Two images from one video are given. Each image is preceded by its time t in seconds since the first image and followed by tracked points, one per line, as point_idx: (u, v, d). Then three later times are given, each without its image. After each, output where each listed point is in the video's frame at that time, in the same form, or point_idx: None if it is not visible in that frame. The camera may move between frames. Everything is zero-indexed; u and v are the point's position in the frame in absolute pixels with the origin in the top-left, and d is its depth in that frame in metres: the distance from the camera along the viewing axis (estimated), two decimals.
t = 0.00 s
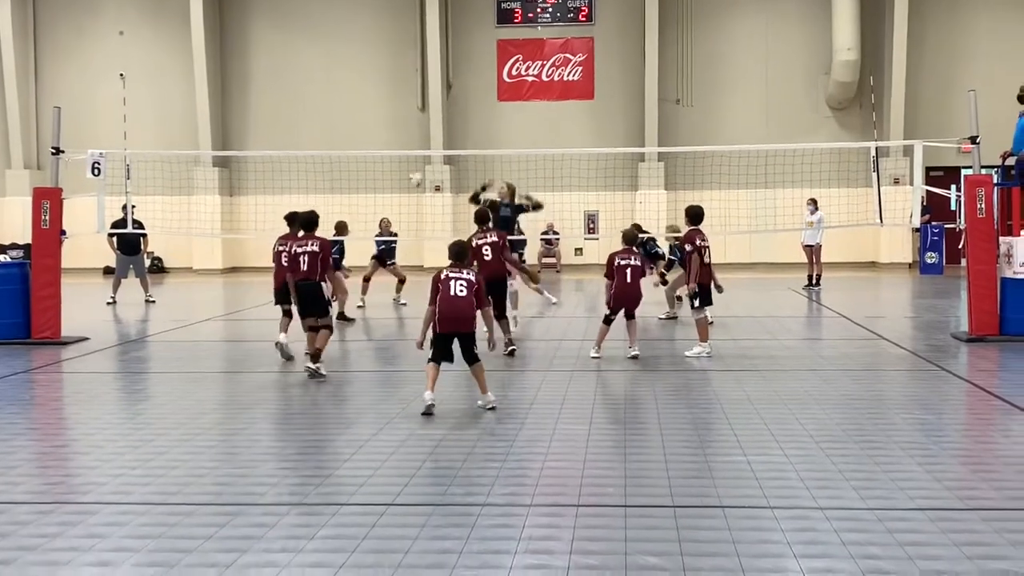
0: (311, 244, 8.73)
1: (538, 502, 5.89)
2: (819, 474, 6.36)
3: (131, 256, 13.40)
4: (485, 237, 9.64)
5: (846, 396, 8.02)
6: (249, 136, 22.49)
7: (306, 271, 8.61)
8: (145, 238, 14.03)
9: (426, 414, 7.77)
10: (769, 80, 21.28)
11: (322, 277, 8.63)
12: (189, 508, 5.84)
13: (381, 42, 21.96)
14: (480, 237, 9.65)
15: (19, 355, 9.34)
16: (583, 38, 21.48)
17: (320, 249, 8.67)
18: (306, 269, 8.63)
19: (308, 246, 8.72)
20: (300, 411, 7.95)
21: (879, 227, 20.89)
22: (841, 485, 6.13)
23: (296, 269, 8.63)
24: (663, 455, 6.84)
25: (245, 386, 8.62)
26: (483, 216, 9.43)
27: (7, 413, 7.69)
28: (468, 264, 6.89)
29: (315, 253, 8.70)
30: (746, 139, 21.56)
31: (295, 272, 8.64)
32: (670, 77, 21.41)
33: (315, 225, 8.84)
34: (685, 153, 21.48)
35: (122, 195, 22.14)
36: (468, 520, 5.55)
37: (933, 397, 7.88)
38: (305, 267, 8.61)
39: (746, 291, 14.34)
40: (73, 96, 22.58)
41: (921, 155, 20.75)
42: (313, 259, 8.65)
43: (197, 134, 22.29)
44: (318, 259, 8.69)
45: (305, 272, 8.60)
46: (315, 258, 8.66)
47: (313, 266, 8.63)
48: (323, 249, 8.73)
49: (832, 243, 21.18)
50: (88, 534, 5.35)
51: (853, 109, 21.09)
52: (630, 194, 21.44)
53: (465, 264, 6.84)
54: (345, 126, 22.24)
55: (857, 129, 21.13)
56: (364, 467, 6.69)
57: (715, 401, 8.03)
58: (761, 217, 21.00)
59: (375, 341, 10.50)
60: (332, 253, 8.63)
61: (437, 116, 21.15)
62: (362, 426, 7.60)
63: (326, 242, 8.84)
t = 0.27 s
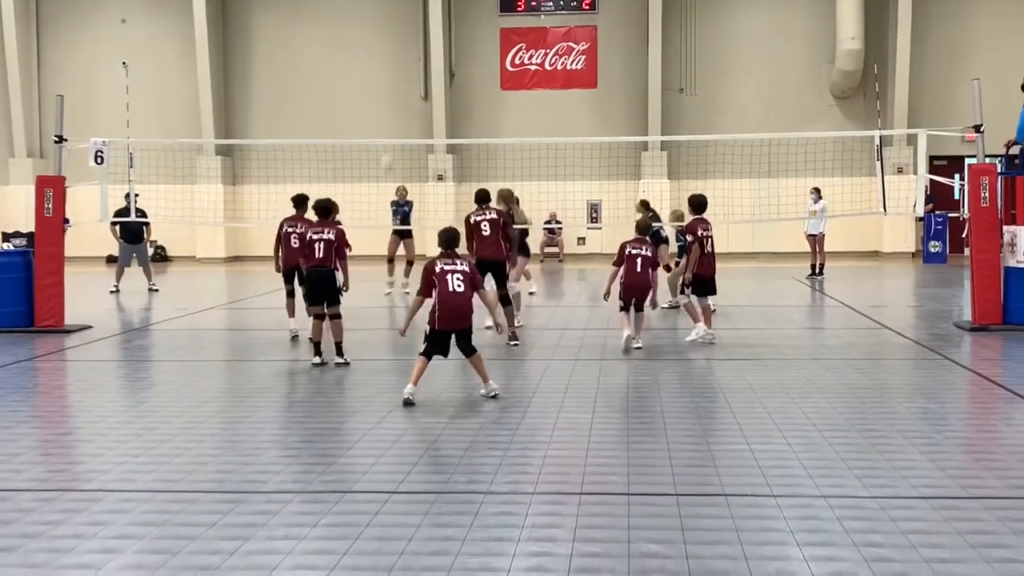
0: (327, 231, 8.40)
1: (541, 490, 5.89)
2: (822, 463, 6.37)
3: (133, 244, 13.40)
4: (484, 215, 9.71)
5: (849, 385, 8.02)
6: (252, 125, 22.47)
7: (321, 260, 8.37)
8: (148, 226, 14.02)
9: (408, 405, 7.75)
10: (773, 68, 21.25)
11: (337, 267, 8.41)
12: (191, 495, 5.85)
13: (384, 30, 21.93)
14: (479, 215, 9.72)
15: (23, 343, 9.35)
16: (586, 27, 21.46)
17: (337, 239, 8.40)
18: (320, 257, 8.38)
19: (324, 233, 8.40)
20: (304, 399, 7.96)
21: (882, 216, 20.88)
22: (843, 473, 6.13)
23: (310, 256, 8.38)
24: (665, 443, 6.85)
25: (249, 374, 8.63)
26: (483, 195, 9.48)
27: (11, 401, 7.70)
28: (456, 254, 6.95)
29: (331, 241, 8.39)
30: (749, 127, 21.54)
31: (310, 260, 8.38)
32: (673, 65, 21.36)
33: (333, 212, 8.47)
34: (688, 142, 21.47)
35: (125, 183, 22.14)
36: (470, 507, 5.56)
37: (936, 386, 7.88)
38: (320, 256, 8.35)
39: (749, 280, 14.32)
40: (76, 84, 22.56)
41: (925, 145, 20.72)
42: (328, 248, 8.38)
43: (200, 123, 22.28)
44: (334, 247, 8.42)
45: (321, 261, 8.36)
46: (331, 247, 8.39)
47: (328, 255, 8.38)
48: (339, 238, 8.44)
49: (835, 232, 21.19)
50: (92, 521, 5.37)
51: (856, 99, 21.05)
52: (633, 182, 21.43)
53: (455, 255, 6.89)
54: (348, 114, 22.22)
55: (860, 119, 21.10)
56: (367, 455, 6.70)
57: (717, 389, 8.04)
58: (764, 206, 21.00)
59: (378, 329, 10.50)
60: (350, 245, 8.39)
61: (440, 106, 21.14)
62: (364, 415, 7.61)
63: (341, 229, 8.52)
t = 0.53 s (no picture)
0: (337, 224, 8.43)
1: (552, 483, 5.91)
2: (832, 455, 6.36)
3: (145, 239, 13.45)
4: (481, 208, 9.72)
5: (859, 377, 8.02)
6: (261, 120, 22.50)
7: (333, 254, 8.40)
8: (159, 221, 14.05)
9: (417, 401, 7.73)
10: (783, 59, 21.20)
11: (348, 260, 8.46)
12: (204, 489, 5.88)
13: (392, 24, 21.94)
14: (474, 208, 9.70)
15: (35, 338, 9.40)
16: (595, 20, 21.44)
17: (348, 232, 8.44)
18: (331, 250, 8.41)
19: (334, 226, 8.42)
20: (315, 393, 7.98)
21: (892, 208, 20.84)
22: (854, 466, 6.13)
23: (321, 250, 8.40)
24: (676, 436, 6.85)
25: (260, 368, 8.65)
26: (472, 186, 9.49)
27: (23, 396, 7.75)
28: (442, 239, 6.82)
29: (342, 234, 8.43)
30: (759, 119, 21.51)
31: (321, 253, 8.41)
32: (682, 58, 21.32)
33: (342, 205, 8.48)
34: (697, 135, 21.46)
35: (135, 178, 22.21)
36: (481, 501, 5.58)
37: (946, 378, 7.87)
38: (331, 249, 8.39)
39: (759, 272, 14.31)
40: (86, 79, 22.62)
41: (935, 136, 20.67)
42: (339, 241, 8.41)
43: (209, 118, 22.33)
44: (344, 240, 8.46)
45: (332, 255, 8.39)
46: (342, 240, 8.42)
47: (339, 248, 8.42)
48: (349, 231, 8.47)
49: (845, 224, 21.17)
50: (105, 515, 5.40)
51: (866, 90, 21.00)
52: (642, 175, 21.43)
53: (439, 241, 6.76)
54: (357, 108, 22.23)
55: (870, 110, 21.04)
56: (379, 448, 6.72)
57: (727, 382, 8.04)
58: (773, 198, 20.97)
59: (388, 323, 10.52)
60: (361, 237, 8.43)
61: (448, 100, 21.15)
62: (375, 408, 7.63)
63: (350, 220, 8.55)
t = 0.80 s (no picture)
0: (333, 233, 8.44)
1: (570, 487, 5.89)
2: (851, 458, 6.33)
3: (162, 244, 13.50)
4: (473, 212, 9.69)
5: (877, 380, 7.98)
6: (277, 125, 22.56)
7: (333, 264, 8.43)
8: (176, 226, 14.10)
9: (433, 405, 7.72)
10: (799, 61, 21.14)
11: (349, 267, 8.48)
12: (222, 494, 5.88)
13: (407, 28, 21.97)
14: (466, 211, 9.68)
15: (54, 344, 9.45)
16: (609, 23, 21.42)
17: (344, 240, 8.45)
18: (331, 261, 8.43)
19: (330, 236, 8.43)
20: (332, 397, 7.99)
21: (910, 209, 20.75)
22: (872, 468, 6.10)
23: (321, 260, 8.41)
24: (694, 440, 6.83)
25: (277, 373, 8.66)
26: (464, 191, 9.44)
27: (42, 401, 7.78)
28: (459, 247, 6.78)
29: (339, 243, 8.45)
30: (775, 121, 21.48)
31: (320, 264, 8.42)
32: (698, 60, 21.29)
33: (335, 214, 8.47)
34: (713, 137, 21.43)
35: (153, 184, 22.31)
36: (499, 505, 5.57)
37: (965, 380, 7.82)
38: (331, 259, 8.40)
39: (776, 275, 14.26)
40: (103, 86, 22.72)
41: (953, 137, 20.57)
42: (337, 250, 8.43)
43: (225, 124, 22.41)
44: (342, 248, 8.48)
45: (332, 264, 8.42)
46: (340, 249, 8.44)
47: (338, 257, 8.44)
48: (346, 238, 8.49)
49: (863, 226, 21.11)
50: (124, 520, 5.41)
51: (883, 91, 20.91)
52: (657, 178, 21.41)
53: (457, 249, 6.73)
54: (372, 113, 22.28)
55: (887, 111, 20.96)
56: (396, 452, 6.71)
57: (744, 385, 8.02)
58: (790, 200, 20.92)
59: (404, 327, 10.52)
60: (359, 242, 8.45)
61: (463, 103, 21.17)
62: (393, 412, 7.63)
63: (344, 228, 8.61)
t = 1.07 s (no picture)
0: (316, 245, 8.46)
1: (589, 500, 5.87)
2: (871, 471, 6.29)
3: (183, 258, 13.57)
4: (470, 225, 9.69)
5: (896, 393, 7.94)
6: (295, 138, 22.66)
7: (312, 275, 8.43)
8: (196, 239, 14.18)
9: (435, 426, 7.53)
10: (818, 73, 21.12)
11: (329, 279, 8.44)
12: (241, 507, 5.89)
13: (424, 42, 22.06)
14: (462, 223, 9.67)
15: (74, 358, 9.51)
16: (627, 35, 21.46)
17: (326, 252, 8.44)
18: (311, 272, 8.43)
19: (313, 248, 8.46)
20: (350, 411, 8.00)
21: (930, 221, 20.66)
22: (893, 482, 6.06)
23: (301, 271, 8.43)
24: (713, 453, 6.81)
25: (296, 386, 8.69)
26: (461, 203, 9.57)
27: (63, 415, 7.82)
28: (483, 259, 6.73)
29: (321, 255, 8.45)
30: (793, 134, 21.45)
31: (301, 275, 8.43)
32: (715, 72, 21.30)
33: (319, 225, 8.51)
34: (731, 149, 21.42)
35: (172, 198, 22.44)
36: (517, 518, 5.55)
37: (986, 392, 7.77)
38: (310, 270, 8.40)
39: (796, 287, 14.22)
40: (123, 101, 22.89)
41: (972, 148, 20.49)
42: (318, 262, 8.42)
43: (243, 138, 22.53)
44: (324, 261, 8.46)
45: (311, 275, 8.42)
46: (320, 261, 8.43)
47: (318, 269, 8.43)
48: (328, 251, 8.48)
49: (883, 238, 21.05)
50: (144, 534, 5.42)
51: (901, 102, 20.85)
52: (675, 190, 21.41)
53: (480, 260, 6.69)
54: (390, 126, 22.35)
55: (905, 122, 20.90)
56: (415, 466, 6.70)
57: (762, 398, 8.00)
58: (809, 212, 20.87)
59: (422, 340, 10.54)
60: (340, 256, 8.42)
61: (480, 116, 21.23)
62: (411, 425, 7.64)
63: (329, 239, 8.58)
